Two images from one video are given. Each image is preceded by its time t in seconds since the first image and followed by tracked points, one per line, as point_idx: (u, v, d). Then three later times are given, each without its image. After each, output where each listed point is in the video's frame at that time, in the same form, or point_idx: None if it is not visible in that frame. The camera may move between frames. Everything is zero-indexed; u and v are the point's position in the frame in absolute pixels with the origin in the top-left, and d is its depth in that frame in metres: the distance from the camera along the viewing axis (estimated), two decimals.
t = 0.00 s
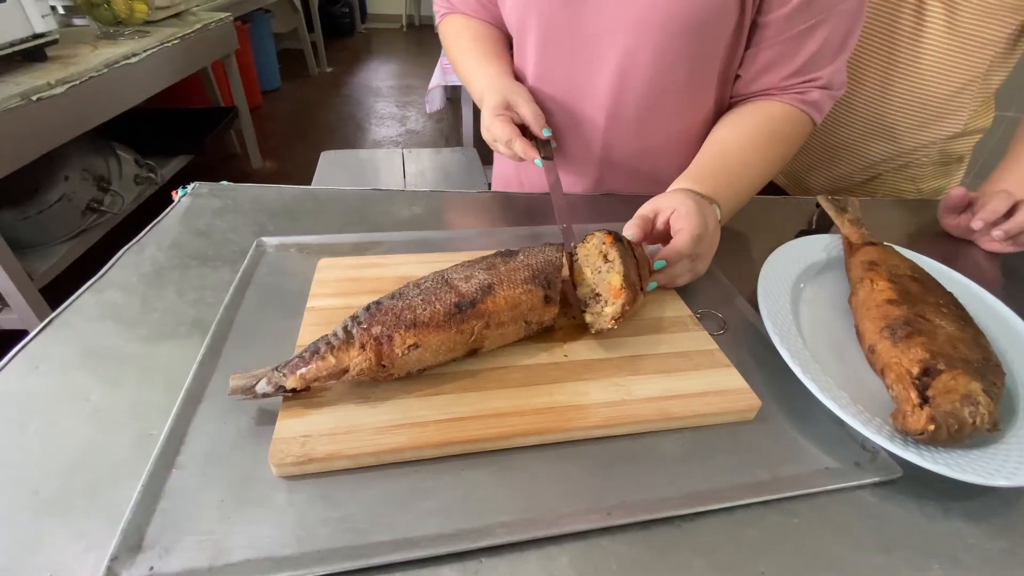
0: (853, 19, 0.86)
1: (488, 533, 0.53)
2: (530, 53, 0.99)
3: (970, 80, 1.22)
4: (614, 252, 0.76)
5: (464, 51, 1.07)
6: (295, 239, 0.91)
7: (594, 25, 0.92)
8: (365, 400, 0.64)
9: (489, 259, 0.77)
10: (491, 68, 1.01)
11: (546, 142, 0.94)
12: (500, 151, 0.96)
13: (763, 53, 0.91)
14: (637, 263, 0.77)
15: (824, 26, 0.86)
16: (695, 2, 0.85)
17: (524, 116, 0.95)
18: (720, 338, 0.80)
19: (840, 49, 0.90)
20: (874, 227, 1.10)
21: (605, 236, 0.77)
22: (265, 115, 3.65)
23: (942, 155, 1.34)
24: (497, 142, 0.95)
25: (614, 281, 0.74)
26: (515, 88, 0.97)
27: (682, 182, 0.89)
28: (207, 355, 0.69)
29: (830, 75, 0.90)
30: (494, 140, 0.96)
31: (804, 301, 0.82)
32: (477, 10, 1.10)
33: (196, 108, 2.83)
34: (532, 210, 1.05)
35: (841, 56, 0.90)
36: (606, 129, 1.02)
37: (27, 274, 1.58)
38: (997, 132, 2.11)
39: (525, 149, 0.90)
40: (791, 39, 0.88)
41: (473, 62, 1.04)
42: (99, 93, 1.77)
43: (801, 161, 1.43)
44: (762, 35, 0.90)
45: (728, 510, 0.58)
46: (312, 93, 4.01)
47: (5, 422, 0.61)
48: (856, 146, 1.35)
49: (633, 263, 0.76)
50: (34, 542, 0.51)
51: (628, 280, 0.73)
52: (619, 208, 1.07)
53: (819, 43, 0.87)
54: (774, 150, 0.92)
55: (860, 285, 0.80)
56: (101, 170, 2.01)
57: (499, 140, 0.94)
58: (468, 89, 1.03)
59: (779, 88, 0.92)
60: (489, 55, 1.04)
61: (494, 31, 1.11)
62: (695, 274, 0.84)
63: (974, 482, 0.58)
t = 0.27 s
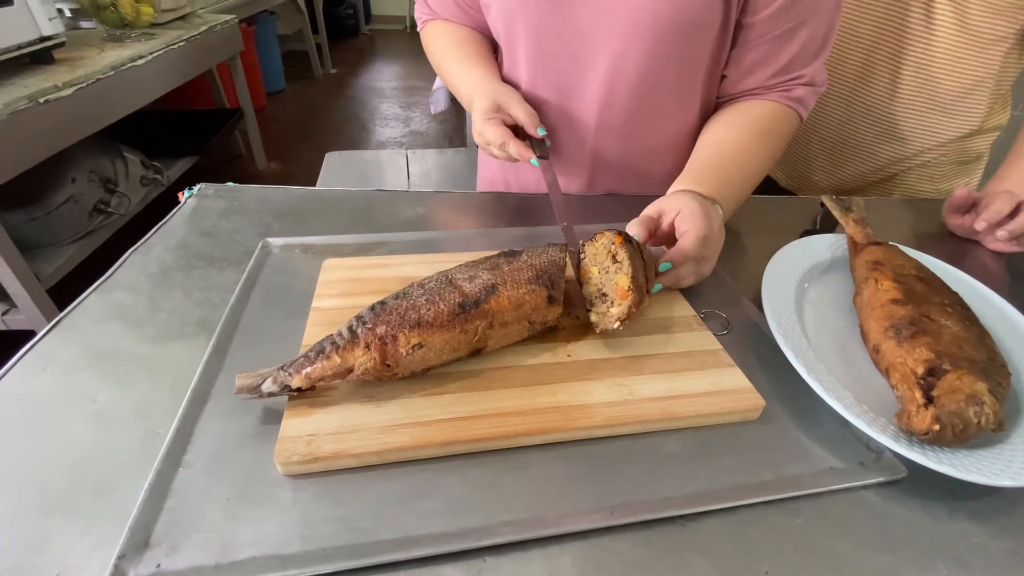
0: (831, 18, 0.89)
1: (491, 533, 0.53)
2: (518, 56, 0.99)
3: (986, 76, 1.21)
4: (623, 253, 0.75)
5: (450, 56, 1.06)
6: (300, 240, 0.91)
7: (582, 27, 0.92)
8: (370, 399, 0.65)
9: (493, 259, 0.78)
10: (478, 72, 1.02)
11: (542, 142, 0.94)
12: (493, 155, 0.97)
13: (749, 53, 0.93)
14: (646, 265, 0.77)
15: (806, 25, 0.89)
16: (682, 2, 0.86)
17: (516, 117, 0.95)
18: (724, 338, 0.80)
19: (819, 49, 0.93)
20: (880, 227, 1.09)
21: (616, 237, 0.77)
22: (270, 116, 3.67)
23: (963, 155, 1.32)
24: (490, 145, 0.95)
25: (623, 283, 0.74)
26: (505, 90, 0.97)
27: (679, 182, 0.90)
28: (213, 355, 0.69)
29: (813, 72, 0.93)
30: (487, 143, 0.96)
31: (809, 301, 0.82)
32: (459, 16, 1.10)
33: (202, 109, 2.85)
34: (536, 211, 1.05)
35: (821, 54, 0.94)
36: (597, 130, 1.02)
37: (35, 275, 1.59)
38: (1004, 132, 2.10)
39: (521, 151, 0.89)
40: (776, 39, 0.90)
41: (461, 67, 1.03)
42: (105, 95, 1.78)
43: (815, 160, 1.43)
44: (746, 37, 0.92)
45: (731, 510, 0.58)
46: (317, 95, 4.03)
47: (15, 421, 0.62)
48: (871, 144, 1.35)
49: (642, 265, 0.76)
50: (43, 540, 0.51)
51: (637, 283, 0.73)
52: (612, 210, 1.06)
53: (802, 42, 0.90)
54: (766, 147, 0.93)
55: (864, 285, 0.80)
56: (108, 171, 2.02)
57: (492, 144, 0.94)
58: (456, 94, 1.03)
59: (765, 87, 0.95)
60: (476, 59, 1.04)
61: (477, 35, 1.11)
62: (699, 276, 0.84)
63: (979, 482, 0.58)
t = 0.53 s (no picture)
0: (828, 15, 0.89)
1: (492, 531, 0.53)
2: (513, 57, 0.99)
3: (1013, 85, 1.19)
4: (623, 253, 0.75)
5: (445, 58, 1.07)
6: (301, 239, 0.91)
7: (577, 28, 0.92)
8: (370, 398, 0.65)
9: (495, 258, 0.78)
10: (473, 73, 1.02)
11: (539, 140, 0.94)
12: (491, 155, 0.97)
13: (744, 52, 0.93)
14: (646, 265, 0.77)
15: (802, 23, 0.88)
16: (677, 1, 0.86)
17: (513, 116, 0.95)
18: (725, 338, 0.80)
19: (816, 47, 0.93)
20: (881, 227, 1.09)
21: (615, 236, 0.77)
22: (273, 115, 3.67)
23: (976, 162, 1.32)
24: (488, 145, 0.95)
25: (622, 283, 0.74)
26: (500, 89, 0.97)
27: (679, 182, 0.90)
28: (214, 353, 0.69)
29: (810, 69, 0.93)
30: (484, 143, 0.96)
31: (810, 301, 0.82)
32: (453, 18, 1.09)
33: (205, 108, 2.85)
34: (537, 210, 1.06)
35: (818, 52, 0.93)
36: (593, 130, 1.02)
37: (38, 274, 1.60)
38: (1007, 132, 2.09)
39: (518, 151, 0.90)
40: (771, 37, 0.90)
41: (456, 69, 1.03)
42: (109, 94, 1.78)
43: (826, 157, 1.44)
44: (741, 36, 0.92)
45: (732, 509, 0.58)
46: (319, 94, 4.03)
47: (18, 419, 0.62)
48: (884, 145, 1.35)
49: (642, 265, 0.76)
50: (46, 536, 0.51)
51: (637, 283, 0.73)
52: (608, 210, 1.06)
53: (798, 39, 0.90)
54: (766, 145, 0.93)
55: (866, 285, 0.80)
56: (111, 170, 2.03)
57: (489, 145, 0.94)
58: (451, 95, 1.03)
59: (762, 85, 0.95)
60: (470, 60, 1.04)
61: (471, 37, 1.11)
62: (701, 277, 0.84)
63: (981, 483, 0.58)
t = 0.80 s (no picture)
0: (828, 14, 0.89)
1: (490, 531, 0.53)
2: (513, 56, 0.99)
3: None
4: (623, 253, 0.75)
5: (445, 56, 1.07)
6: (301, 237, 0.91)
7: (577, 26, 0.92)
8: (369, 396, 0.65)
9: (494, 257, 0.77)
10: (473, 71, 1.02)
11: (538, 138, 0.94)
12: (490, 153, 0.96)
13: (745, 51, 0.93)
14: (646, 265, 0.77)
15: (803, 21, 0.88)
16: None
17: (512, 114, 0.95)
18: (725, 338, 0.80)
19: (816, 45, 0.92)
20: (882, 228, 1.09)
21: (615, 236, 0.76)
22: (274, 115, 3.67)
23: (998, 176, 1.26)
24: (487, 143, 0.95)
25: (622, 283, 0.74)
26: (499, 87, 0.97)
27: (679, 182, 0.90)
28: (213, 351, 0.69)
29: (811, 68, 0.93)
30: (483, 142, 0.96)
31: (811, 301, 0.82)
32: (453, 17, 1.09)
33: (206, 108, 2.85)
34: (537, 209, 1.05)
35: (818, 50, 0.93)
36: (593, 129, 1.02)
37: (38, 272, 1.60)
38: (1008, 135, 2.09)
39: (517, 149, 0.90)
40: (772, 36, 0.90)
41: (456, 68, 1.03)
42: (110, 92, 1.79)
43: (838, 157, 1.40)
44: (742, 34, 0.92)
45: (731, 510, 0.58)
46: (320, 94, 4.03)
47: (16, 416, 0.62)
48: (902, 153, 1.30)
49: (641, 266, 0.76)
50: (44, 534, 0.51)
51: (636, 283, 0.73)
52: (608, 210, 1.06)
53: (799, 38, 0.90)
54: (766, 144, 0.93)
55: (866, 286, 0.80)
56: (112, 169, 2.03)
57: (488, 143, 0.94)
58: (451, 94, 1.03)
59: (764, 83, 0.94)
60: (470, 59, 1.04)
61: (471, 36, 1.11)
62: (702, 278, 0.84)
63: (981, 485, 0.58)
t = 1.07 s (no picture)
0: (828, 18, 0.90)
1: (489, 532, 0.53)
2: (513, 55, 0.99)
3: None
4: (622, 254, 0.75)
5: (445, 55, 1.07)
6: (302, 238, 0.92)
7: (576, 25, 0.92)
8: (369, 397, 0.65)
9: (494, 259, 0.78)
10: (473, 70, 1.02)
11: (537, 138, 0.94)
12: (489, 153, 0.97)
13: (746, 53, 0.93)
14: (645, 268, 0.77)
15: (803, 25, 0.89)
16: None
17: (512, 113, 0.95)
18: (725, 340, 0.80)
19: (817, 47, 0.93)
20: (881, 231, 1.09)
21: (615, 237, 0.77)
22: (275, 116, 3.68)
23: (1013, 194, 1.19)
24: (486, 143, 0.95)
25: (620, 285, 0.74)
26: (499, 87, 0.97)
27: (679, 184, 0.90)
28: (214, 352, 0.69)
29: (811, 70, 0.93)
30: (483, 142, 0.96)
31: (810, 304, 0.82)
32: (456, 15, 1.10)
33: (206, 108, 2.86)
34: (538, 211, 1.06)
35: (819, 53, 0.94)
36: (592, 129, 1.02)
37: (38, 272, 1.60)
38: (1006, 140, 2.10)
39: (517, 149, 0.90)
40: (773, 39, 0.90)
41: (456, 67, 1.03)
42: (111, 93, 1.79)
43: (841, 158, 1.34)
44: (742, 36, 0.92)
45: (729, 512, 0.58)
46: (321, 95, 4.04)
47: (16, 416, 0.62)
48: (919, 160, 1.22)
49: (640, 268, 0.76)
50: (43, 534, 0.51)
51: (634, 284, 0.73)
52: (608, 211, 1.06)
53: (800, 40, 0.90)
54: (766, 147, 0.93)
55: (865, 289, 0.80)
56: (113, 169, 2.03)
57: (488, 143, 0.94)
58: (451, 93, 1.03)
59: (765, 85, 0.95)
60: (470, 58, 1.05)
61: (472, 35, 1.11)
62: (702, 281, 0.84)
63: (978, 487, 0.58)
